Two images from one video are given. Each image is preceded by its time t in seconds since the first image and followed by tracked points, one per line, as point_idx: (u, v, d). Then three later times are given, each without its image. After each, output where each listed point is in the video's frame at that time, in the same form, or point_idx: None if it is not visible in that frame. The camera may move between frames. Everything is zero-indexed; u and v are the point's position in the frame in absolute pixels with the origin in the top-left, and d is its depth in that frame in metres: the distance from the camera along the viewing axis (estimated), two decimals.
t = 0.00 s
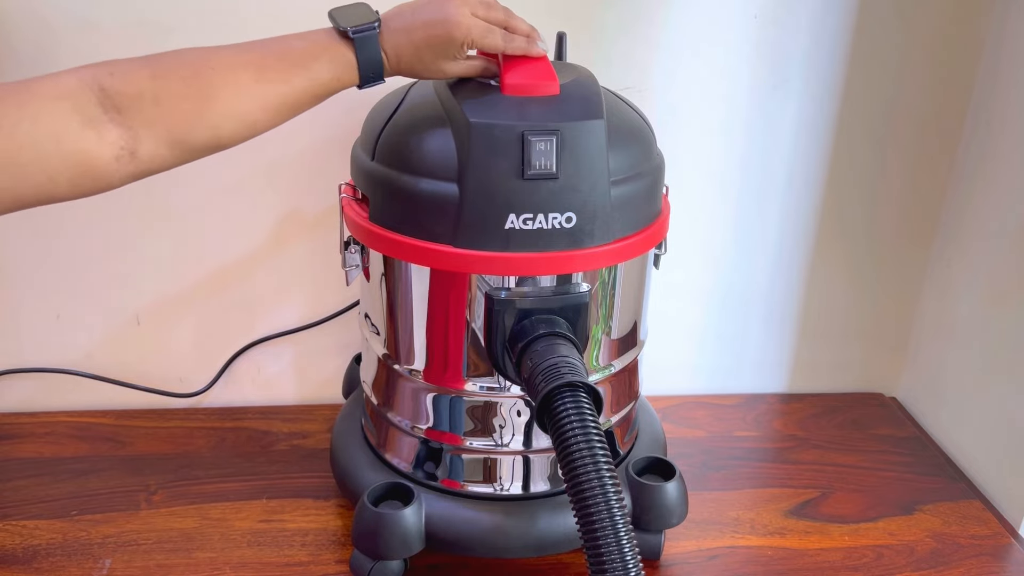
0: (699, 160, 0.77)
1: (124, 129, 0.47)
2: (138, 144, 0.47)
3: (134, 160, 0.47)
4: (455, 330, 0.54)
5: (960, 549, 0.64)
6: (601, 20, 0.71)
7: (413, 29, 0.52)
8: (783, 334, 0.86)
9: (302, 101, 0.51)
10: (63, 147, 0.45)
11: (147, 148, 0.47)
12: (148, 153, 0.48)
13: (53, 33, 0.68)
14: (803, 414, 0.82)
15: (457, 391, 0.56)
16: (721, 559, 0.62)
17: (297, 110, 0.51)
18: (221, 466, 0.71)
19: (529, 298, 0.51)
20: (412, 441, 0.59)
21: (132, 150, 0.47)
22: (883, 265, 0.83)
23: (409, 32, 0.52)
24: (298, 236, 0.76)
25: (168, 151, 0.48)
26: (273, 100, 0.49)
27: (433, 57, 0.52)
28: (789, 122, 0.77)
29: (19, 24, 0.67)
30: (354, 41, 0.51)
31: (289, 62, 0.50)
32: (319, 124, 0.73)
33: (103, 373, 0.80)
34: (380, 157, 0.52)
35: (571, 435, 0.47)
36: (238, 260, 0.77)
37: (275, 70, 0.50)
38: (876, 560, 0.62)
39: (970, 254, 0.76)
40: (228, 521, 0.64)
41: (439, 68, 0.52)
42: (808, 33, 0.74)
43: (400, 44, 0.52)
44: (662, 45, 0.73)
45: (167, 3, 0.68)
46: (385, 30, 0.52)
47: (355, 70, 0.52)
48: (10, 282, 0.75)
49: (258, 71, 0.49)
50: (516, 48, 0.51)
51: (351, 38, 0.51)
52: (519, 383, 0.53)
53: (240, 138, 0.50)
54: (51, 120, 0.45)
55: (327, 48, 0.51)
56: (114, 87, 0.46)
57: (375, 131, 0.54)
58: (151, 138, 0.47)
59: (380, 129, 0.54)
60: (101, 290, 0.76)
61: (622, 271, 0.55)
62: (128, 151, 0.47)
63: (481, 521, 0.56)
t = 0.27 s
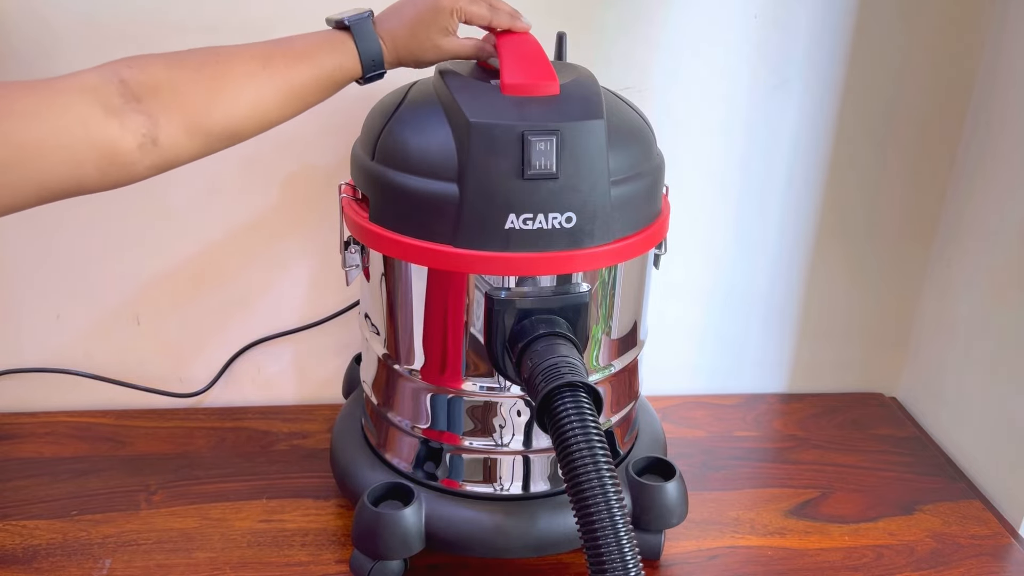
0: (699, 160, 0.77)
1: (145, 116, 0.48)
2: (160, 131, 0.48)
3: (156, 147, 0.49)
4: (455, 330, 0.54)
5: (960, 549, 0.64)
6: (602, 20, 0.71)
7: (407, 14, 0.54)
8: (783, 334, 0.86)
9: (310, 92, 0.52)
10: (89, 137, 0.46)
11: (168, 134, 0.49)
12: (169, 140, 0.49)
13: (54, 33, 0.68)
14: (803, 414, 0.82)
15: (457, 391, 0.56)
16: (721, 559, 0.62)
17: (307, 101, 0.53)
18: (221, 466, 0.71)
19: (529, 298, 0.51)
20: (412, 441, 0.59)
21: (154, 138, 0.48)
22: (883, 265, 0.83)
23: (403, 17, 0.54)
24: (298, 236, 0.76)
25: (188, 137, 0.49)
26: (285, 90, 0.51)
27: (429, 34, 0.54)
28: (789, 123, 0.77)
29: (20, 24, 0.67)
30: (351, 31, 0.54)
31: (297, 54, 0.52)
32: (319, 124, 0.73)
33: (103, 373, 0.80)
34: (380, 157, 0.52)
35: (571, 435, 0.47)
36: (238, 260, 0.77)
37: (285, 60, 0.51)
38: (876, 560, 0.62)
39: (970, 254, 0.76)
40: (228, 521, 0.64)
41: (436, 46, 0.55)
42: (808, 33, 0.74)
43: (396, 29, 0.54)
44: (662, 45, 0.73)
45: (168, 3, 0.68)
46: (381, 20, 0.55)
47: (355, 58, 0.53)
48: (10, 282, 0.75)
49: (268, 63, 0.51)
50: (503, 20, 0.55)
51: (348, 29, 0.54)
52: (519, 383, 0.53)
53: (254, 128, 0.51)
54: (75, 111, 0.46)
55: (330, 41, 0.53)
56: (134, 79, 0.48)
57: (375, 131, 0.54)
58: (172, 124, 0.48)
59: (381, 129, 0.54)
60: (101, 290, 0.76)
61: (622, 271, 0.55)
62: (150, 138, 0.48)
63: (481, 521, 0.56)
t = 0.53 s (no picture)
0: (699, 160, 0.77)
1: (156, 112, 0.48)
2: (171, 126, 0.49)
3: (169, 142, 0.49)
4: (455, 330, 0.54)
5: (960, 549, 0.64)
6: (602, 20, 0.71)
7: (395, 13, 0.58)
8: (783, 333, 0.86)
9: (311, 92, 0.54)
10: (103, 132, 0.47)
11: (180, 130, 0.49)
12: (181, 135, 0.49)
13: (54, 33, 0.68)
14: (804, 414, 0.82)
15: (458, 391, 0.56)
16: (721, 559, 0.62)
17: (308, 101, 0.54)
18: (221, 466, 0.71)
19: (529, 298, 0.51)
20: (412, 441, 0.59)
21: (166, 133, 0.49)
22: (883, 265, 0.83)
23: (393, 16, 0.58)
24: (298, 236, 0.76)
25: (200, 133, 0.50)
26: (288, 88, 0.53)
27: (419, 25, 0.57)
28: (790, 123, 0.77)
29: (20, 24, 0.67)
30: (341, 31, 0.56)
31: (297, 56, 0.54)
32: (319, 124, 0.72)
33: (103, 374, 0.80)
34: (380, 157, 0.52)
35: (571, 436, 0.47)
36: (238, 260, 0.77)
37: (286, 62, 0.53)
38: (876, 560, 0.62)
39: (970, 254, 0.76)
40: (228, 521, 0.64)
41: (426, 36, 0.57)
42: (808, 34, 0.74)
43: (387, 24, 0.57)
44: (662, 45, 0.73)
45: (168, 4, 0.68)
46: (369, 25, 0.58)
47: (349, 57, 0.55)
48: (10, 281, 0.75)
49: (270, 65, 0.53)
50: (482, 22, 0.61)
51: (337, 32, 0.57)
52: (519, 383, 0.53)
53: (258, 128, 0.53)
54: (89, 107, 0.47)
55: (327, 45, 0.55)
56: (144, 78, 0.49)
57: (375, 131, 0.54)
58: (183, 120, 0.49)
59: (380, 129, 0.54)
60: (101, 290, 0.76)
61: (622, 271, 0.55)
62: (162, 132, 0.49)
63: (481, 521, 0.56)
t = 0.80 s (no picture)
0: (699, 160, 0.77)
1: (159, 113, 0.48)
2: (174, 127, 0.49)
3: (171, 143, 0.49)
4: (455, 330, 0.54)
5: (960, 549, 0.64)
6: (602, 20, 0.71)
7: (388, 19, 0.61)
8: (783, 333, 0.86)
9: (310, 93, 0.55)
10: (107, 133, 0.47)
11: (182, 130, 0.49)
12: (184, 136, 0.49)
13: (53, 34, 0.67)
14: (804, 414, 0.82)
15: (458, 391, 0.56)
16: (720, 559, 0.62)
17: (308, 101, 0.55)
18: (221, 466, 0.71)
19: (530, 298, 0.51)
20: (412, 441, 0.59)
21: (169, 133, 0.49)
22: (883, 264, 0.83)
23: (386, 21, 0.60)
24: (297, 236, 0.76)
25: (202, 134, 0.50)
26: (289, 88, 0.53)
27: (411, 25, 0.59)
28: (789, 123, 0.77)
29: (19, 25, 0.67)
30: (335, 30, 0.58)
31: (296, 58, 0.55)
32: (318, 125, 0.72)
33: (103, 374, 0.80)
34: (380, 157, 0.52)
35: (571, 435, 0.47)
36: (238, 260, 0.77)
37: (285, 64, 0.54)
38: (876, 560, 0.62)
39: (970, 254, 0.76)
40: (228, 521, 0.64)
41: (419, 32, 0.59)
42: (808, 34, 0.74)
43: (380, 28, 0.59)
44: (662, 45, 0.73)
45: (168, 4, 0.68)
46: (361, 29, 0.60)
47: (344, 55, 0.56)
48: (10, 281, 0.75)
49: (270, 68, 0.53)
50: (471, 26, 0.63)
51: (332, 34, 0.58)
52: (519, 383, 0.53)
53: (257, 130, 0.53)
54: (91, 109, 0.46)
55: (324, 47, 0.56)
56: (146, 81, 0.49)
57: (375, 131, 0.54)
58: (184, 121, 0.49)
59: (380, 130, 0.54)
60: (101, 290, 0.76)
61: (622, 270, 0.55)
62: (165, 133, 0.49)
63: (481, 521, 0.56)
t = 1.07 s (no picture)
0: (699, 160, 0.77)
1: (150, 122, 0.48)
2: (165, 136, 0.49)
3: (163, 151, 0.49)
4: (455, 330, 0.54)
5: (960, 549, 0.64)
6: (601, 20, 0.71)
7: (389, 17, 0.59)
8: (783, 334, 0.86)
9: (309, 96, 0.54)
10: (101, 139, 0.47)
11: (174, 139, 0.49)
12: (175, 145, 0.49)
13: (52, 34, 0.67)
14: (804, 414, 0.82)
15: (457, 391, 0.56)
16: (720, 559, 0.62)
17: (308, 104, 0.55)
18: (221, 466, 0.71)
19: (529, 298, 0.51)
20: (412, 441, 0.59)
21: (160, 142, 0.49)
22: (883, 264, 0.83)
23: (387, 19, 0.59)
24: (297, 236, 0.76)
25: (194, 144, 0.50)
26: (287, 91, 0.53)
27: (413, 24, 0.58)
28: (789, 122, 0.77)
29: (18, 25, 0.67)
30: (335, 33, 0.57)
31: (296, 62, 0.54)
32: (318, 125, 0.72)
33: (103, 374, 0.80)
34: (380, 157, 0.52)
35: (571, 436, 0.47)
36: (238, 260, 0.77)
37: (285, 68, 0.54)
38: (876, 560, 0.62)
39: (970, 253, 0.76)
40: (228, 521, 0.64)
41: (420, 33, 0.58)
42: (808, 34, 0.74)
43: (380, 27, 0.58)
44: (661, 45, 0.73)
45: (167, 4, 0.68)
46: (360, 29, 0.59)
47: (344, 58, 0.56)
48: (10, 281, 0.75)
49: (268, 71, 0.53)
50: (475, 20, 0.62)
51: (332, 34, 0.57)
52: (519, 383, 0.53)
53: (256, 134, 0.53)
54: (85, 116, 0.47)
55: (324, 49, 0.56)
56: (138, 89, 0.49)
57: (375, 132, 0.54)
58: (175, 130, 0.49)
59: (380, 130, 0.54)
60: (101, 290, 0.76)
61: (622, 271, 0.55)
62: (156, 142, 0.49)
63: (481, 521, 0.56)
